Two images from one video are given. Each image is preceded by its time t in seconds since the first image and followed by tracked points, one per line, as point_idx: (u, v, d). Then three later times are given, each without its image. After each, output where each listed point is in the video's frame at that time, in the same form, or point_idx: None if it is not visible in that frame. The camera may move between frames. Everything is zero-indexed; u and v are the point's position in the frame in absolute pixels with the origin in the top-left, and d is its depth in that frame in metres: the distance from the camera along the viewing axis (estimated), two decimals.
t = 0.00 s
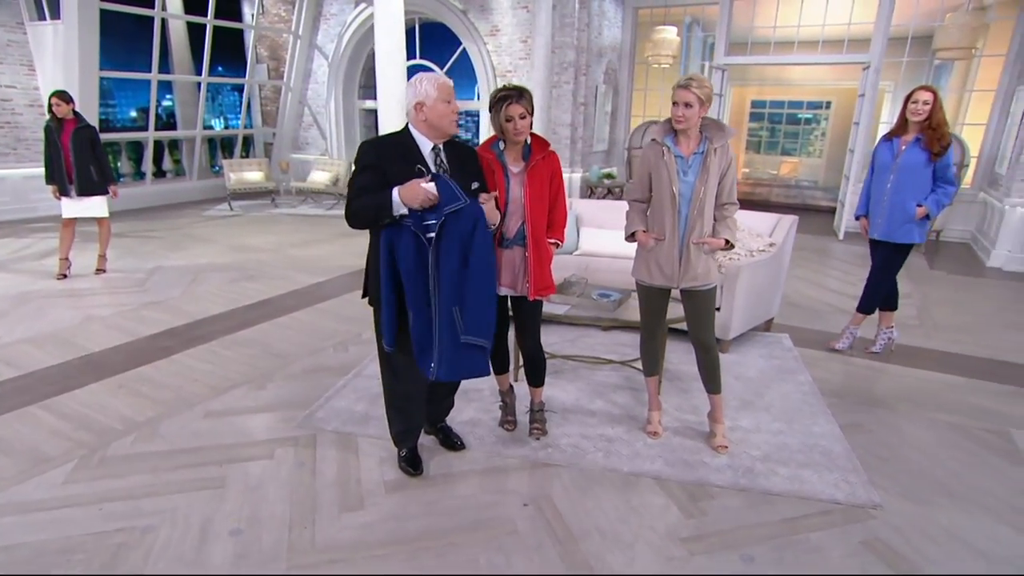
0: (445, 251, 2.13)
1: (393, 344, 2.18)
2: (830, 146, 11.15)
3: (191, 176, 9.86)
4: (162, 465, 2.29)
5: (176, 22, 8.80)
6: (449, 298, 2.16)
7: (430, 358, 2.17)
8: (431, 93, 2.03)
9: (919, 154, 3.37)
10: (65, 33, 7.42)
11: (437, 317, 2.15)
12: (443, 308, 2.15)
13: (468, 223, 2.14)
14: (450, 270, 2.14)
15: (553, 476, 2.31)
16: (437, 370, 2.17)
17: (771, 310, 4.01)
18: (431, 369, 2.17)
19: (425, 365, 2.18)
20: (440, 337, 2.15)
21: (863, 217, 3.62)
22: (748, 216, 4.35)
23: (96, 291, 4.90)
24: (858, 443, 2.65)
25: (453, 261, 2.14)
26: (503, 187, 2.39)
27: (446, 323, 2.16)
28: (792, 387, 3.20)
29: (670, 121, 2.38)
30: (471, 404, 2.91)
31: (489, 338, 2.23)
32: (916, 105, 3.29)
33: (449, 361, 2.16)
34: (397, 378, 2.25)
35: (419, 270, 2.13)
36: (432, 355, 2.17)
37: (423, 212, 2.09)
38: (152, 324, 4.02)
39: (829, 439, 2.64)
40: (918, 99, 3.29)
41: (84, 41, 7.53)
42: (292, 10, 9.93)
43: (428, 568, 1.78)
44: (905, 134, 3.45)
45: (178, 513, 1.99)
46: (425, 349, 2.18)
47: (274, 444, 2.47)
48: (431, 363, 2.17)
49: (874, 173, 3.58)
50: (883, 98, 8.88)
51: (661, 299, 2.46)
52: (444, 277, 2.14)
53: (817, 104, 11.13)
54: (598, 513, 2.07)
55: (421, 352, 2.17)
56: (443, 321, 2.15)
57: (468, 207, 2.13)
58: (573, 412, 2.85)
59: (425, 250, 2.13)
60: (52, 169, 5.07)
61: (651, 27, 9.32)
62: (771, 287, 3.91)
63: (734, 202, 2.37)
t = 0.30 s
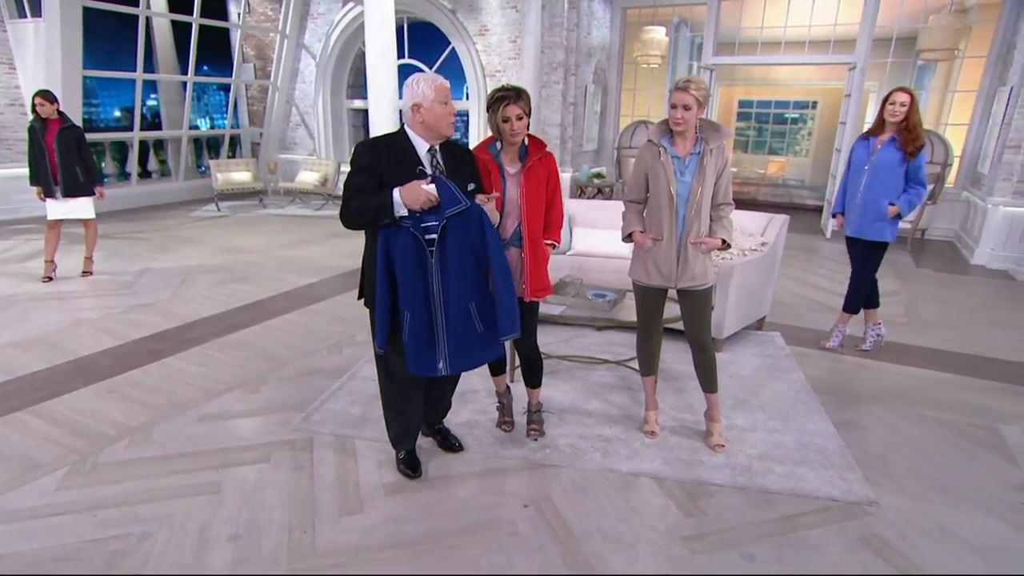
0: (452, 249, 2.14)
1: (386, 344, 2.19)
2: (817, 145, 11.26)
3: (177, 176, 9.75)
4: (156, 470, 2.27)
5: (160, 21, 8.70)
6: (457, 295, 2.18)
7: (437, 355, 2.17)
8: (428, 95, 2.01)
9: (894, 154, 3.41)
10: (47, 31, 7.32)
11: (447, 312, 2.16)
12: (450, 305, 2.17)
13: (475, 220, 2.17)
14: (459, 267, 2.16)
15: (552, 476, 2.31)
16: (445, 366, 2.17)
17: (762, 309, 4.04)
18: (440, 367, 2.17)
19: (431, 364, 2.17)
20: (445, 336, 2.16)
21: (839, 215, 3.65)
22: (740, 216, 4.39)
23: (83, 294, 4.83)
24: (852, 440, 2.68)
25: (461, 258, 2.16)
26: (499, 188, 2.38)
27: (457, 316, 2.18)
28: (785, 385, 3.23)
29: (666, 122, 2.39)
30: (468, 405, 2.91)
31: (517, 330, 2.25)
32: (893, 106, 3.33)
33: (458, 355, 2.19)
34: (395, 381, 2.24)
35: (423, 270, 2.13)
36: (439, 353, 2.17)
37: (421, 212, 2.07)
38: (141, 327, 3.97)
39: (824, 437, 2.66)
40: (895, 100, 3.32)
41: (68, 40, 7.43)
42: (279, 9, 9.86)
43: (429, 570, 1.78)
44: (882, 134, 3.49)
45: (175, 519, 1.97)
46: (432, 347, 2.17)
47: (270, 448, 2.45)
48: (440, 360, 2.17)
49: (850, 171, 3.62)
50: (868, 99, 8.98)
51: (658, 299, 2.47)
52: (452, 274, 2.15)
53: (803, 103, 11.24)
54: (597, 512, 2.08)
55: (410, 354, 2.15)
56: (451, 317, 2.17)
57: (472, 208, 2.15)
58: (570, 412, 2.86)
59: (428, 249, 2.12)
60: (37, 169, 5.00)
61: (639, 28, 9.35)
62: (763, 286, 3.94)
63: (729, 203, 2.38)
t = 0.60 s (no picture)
0: (452, 248, 2.14)
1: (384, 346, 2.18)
2: (804, 145, 11.35)
3: (164, 177, 9.64)
4: (152, 475, 2.24)
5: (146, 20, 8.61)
6: (459, 292, 2.18)
7: (441, 354, 2.17)
8: (422, 96, 2.01)
9: (875, 155, 3.45)
10: (31, 30, 7.22)
11: (450, 310, 2.17)
12: (453, 303, 2.17)
13: (474, 220, 2.16)
14: (460, 264, 2.17)
15: (552, 476, 2.31)
16: (450, 361, 2.18)
17: (755, 307, 4.07)
18: (445, 363, 2.18)
19: (435, 362, 2.17)
20: (447, 334, 2.17)
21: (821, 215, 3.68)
22: (732, 215, 4.42)
23: (70, 296, 4.77)
24: (847, 438, 2.70)
25: (461, 255, 2.17)
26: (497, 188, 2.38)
27: (459, 312, 2.19)
28: (780, 383, 3.25)
29: (664, 122, 2.40)
30: (465, 406, 2.91)
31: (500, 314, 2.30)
32: (872, 109, 3.37)
33: (462, 349, 2.20)
34: (394, 383, 2.23)
35: (424, 270, 2.11)
36: (443, 350, 2.17)
37: (420, 215, 2.05)
38: (132, 330, 3.92)
39: (819, 434, 2.68)
40: (874, 103, 3.36)
41: (52, 39, 7.33)
42: (267, 8, 9.78)
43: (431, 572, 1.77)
44: (862, 135, 3.52)
45: (173, 524, 1.95)
46: (434, 346, 2.16)
47: (267, 451, 2.43)
48: (444, 357, 2.18)
49: (831, 173, 3.63)
50: (855, 99, 9.06)
51: (655, 299, 2.47)
52: (453, 272, 2.16)
53: (791, 103, 11.32)
54: (597, 512, 2.08)
55: (410, 355, 2.14)
56: (454, 315, 2.18)
57: (472, 210, 2.14)
58: (567, 412, 2.86)
59: (428, 250, 2.11)
60: (22, 169, 4.93)
61: (629, 27, 9.37)
62: (756, 285, 3.96)
63: (725, 203, 2.40)
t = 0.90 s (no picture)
0: (447, 250, 2.15)
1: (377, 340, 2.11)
2: (793, 145, 11.42)
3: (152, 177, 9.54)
4: (147, 479, 2.22)
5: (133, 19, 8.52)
6: (446, 297, 2.17)
7: (424, 355, 2.15)
8: (403, 93, 2.00)
9: (860, 153, 3.48)
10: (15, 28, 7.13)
11: (436, 312, 2.16)
12: (440, 305, 2.17)
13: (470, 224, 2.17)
14: (452, 268, 2.17)
15: (551, 477, 2.31)
16: (429, 362, 2.16)
17: (748, 306, 4.09)
18: (425, 364, 2.16)
19: (417, 364, 2.15)
20: (433, 337, 2.15)
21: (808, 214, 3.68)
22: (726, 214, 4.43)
23: (58, 298, 4.70)
24: (842, 435, 2.72)
25: (454, 259, 2.17)
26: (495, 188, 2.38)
27: (445, 318, 2.18)
28: (774, 381, 3.27)
29: (662, 123, 2.40)
30: (462, 407, 2.90)
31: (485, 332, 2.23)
32: (856, 107, 3.39)
33: (445, 356, 2.19)
34: (392, 383, 2.21)
35: (417, 266, 2.11)
36: (425, 352, 2.15)
37: (416, 206, 2.05)
38: (122, 332, 3.88)
39: (814, 432, 2.70)
40: (857, 102, 3.38)
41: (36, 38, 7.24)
42: (256, 7, 9.71)
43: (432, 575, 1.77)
44: (847, 134, 3.54)
45: (169, 529, 1.93)
46: (418, 346, 2.14)
47: (263, 454, 2.41)
48: (426, 358, 2.16)
49: (818, 172, 3.63)
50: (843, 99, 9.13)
51: (652, 299, 2.47)
52: (445, 273, 2.15)
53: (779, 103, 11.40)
54: (597, 512, 2.08)
55: (392, 353, 2.12)
56: (440, 318, 2.17)
57: (468, 211, 2.16)
58: (565, 412, 2.86)
59: (424, 247, 2.11)
60: (8, 170, 4.85)
61: (619, 27, 9.39)
62: (749, 283, 3.98)
63: (720, 203, 2.42)
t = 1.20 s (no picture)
0: (436, 232, 2.13)
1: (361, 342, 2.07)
2: (781, 144, 11.49)
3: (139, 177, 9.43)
4: (140, 483, 2.19)
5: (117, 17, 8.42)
6: (439, 276, 2.17)
7: (426, 342, 2.14)
8: (401, 96, 1.99)
9: (843, 149, 3.52)
10: None
11: (431, 294, 2.16)
12: (435, 286, 2.17)
13: (457, 202, 2.16)
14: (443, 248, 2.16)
15: (548, 477, 2.31)
16: (435, 350, 2.16)
17: (741, 304, 4.11)
18: (430, 352, 2.15)
19: (420, 352, 2.13)
20: (432, 319, 2.15)
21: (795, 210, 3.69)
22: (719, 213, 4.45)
23: (44, 301, 4.64)
24: (836, 433, 2.74)
25: (443, 238, 2.16)
26: (491, 188, 2.38)
27: (439, 297, 2.19)
28: (768, 379, 3.29)
29: (658, 122, 2.40)
30: (457, 407, 2.88)
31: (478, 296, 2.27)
32: (839, 104, 3.42)
33: (447, 341, 2.19)
34: (388, 383, 2.18)
35: (408, 253, 2.09)
36: (427, 338, 2.15)
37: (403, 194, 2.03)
38: (111, 335, 3.83)
39: (808, 430, 2.72)
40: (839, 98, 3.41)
41: (19, 36, 7.14)
42: (243, 6, 9.62)
43: None
44: (829, 130, 3.57)
45: (164, 534, 1.91)
46: (417, 334, 2.13)
47: (258, 456, 2.39)
48: (430, 345, 2.15)
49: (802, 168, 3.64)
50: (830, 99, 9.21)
51: (648, 298, 2.48)
52: (437, 253, 2.15)
53: (768, 103, 11.48)
54: (596, 512, 2.08)
55: (392, 348, 2.10)
56: (436, 298, 2.17)
57: (453, 189, 2.14)
58: (560, 412, 2.85)
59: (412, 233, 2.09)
60: None
61: (609, 27, 9.40)
62: (742, 282, 4.00)
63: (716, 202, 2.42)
